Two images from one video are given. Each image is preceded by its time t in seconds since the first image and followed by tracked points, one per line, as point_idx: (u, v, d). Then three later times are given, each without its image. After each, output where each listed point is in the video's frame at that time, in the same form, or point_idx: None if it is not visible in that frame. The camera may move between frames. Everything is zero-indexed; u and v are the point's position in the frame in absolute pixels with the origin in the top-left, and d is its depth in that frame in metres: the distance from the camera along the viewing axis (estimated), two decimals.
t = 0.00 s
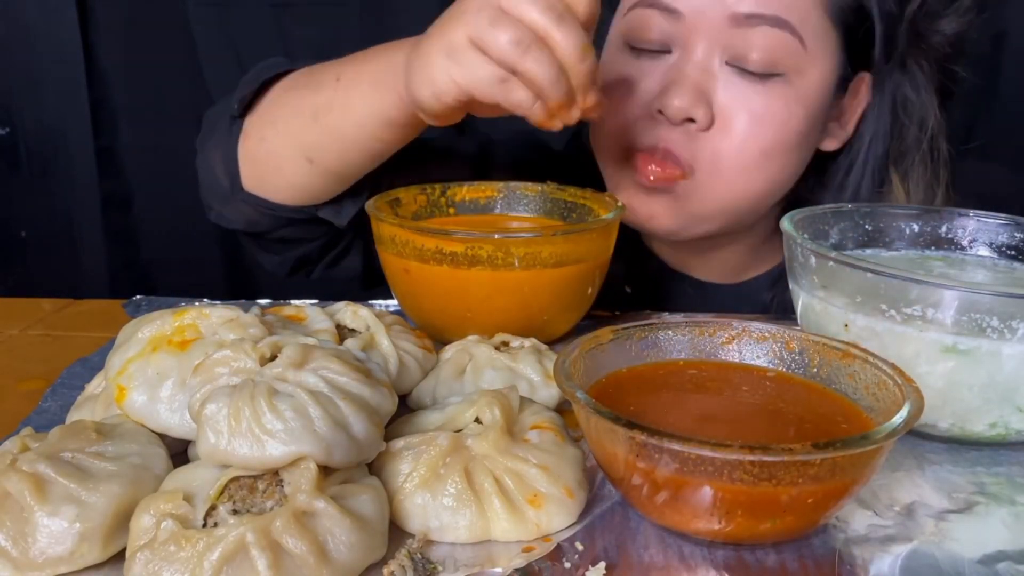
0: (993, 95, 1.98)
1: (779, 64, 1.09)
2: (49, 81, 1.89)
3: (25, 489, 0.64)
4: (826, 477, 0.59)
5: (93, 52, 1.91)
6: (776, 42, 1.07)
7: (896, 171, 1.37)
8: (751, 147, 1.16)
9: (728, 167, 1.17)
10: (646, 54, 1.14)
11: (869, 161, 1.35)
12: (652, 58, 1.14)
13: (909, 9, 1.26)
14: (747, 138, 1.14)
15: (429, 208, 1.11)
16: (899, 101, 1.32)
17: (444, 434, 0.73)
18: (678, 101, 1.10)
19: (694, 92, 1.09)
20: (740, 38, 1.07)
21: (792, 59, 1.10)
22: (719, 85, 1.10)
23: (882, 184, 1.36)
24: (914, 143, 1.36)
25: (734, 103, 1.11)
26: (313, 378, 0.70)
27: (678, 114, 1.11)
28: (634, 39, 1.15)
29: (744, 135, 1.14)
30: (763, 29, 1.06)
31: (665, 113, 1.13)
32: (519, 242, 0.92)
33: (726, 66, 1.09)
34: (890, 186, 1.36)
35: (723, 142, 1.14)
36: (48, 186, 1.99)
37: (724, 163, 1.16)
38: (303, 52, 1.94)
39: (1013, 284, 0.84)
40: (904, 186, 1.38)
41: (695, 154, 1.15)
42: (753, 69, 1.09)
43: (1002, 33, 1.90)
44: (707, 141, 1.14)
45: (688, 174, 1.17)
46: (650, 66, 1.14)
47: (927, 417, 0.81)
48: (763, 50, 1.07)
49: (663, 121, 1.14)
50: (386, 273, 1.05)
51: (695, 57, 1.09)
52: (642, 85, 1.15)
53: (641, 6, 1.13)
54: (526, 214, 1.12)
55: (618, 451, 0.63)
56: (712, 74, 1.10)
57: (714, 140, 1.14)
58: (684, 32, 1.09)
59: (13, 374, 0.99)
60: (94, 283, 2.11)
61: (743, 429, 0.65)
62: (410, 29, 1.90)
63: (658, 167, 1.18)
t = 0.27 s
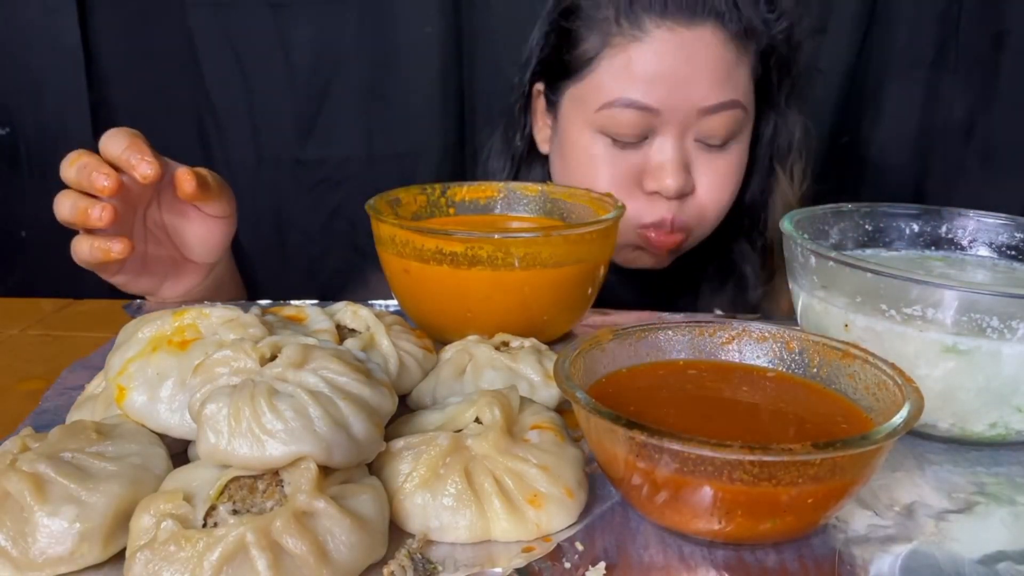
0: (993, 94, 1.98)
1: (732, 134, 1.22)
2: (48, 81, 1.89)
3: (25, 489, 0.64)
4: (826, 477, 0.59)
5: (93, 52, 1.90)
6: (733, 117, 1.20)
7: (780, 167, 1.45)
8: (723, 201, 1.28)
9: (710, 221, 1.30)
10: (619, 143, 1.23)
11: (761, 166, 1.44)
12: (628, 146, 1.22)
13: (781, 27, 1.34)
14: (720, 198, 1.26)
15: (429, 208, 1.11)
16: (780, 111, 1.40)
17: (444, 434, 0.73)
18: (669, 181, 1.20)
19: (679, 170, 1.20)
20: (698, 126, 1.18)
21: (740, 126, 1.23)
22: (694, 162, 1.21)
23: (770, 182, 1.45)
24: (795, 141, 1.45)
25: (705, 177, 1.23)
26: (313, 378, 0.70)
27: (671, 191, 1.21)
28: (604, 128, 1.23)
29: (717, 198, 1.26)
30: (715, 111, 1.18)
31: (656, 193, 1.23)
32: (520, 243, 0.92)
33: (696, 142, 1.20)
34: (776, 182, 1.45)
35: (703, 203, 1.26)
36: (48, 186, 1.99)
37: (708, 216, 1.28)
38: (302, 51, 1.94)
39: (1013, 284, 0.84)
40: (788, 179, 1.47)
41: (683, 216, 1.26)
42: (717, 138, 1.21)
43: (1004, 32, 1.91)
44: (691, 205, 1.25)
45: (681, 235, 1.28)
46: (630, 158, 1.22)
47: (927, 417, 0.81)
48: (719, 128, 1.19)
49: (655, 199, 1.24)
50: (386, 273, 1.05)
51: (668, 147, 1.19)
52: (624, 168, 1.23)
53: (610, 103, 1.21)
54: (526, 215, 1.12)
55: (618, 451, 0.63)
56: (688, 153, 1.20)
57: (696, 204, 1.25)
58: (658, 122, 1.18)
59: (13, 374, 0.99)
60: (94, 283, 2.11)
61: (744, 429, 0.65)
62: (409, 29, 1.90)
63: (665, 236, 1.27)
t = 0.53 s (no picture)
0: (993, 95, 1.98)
1: (725, 44, 1.17)
2: (48, 81, 1.89)
3: (25, 489, 0.64)
4: (826, 476, 0.59)
5: (93, 52, 1.90)
6: (721, 28, 1.16)
7: (808, 149, 1.45)
8: (729, 135, 1.19)
9: (718, 162, 1.20)
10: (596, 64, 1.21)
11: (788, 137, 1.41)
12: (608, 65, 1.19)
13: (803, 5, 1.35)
14: (721, 129, 1.18)
15: (429, 208, 1.11)
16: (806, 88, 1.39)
17: (444, 434, 0.73)
18: (652, 96, 1.13)
19: (663, 84, 1.13)
20: (685, 30, 1.14)
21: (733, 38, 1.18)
22: (682, 78, 1.15)
23: (798, 165, 1.43)
24: (818, 125, 1.46)
25: (698, 101, 1.16)
26: (314, 378, 0.70)
27: (657, 106, 1.13)
28: (586, 53, 1.21)
29: (716, 128, 1.17)
30: (699, 17, 1.14)
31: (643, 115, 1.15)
32: (519, 242, 0.92)
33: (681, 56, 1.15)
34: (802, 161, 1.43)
35: (701, 134, 1.17)
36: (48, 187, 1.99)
37: (711, 152, 1.19)
38: (302, 52, 1.94)
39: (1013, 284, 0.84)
40: (813, 162, 1.46)
41: (683, 149, 1.17)
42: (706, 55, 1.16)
43: (1004, 33, 1.90)
44: (687, 133, 1.17)
45: (682, 170, 1.18)
46: (613, 80, 1.18)
47: (926, 417, 0.81)
48: (706, 33, 1.14)
49: (640, 123, 1.16)
50: (387, 273, 1.05)
51: (652, 50, 1.15)
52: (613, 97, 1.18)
53: (588, 19, 1.20)
54: (526, 215, 1.12)
55: (618, 451, 0.63)
56: (671, 66, 1.15)
57: (694, 130, 1.17)
58: (632, 31, 1.15)
59: (13, 374, 0.99)
60: (94, 283, 2.11)
61: (743, 429, 0.65)
62: (409, 29, 1.90)
63: (659, 177, 1.18)
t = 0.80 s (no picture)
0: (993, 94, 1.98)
1: (748, 87, 1.15)
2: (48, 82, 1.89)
3: (26, 489, 0.64)
4: (826, 477, 0.59)
5: (92, 52, 1.90)
6: (744, 70, 1.14)
7: (840, 162, 1.41)
8: (729, 173, 1.19)
9: (710, 203, 1.22)
10: (616, 95, 1.21)
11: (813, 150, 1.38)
12: (625, 99, 1.20)
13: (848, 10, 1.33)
14: (728, 164, 1.18)
15: (429, 208, 1.11)
16: (843, 97, 1.36)
17: (444, 434, 0.73)
18: (661, 138, 1.14)
19: (674, 126, 1.14)
20: (709, 72, 1.12)
21: (759, 82, 1.16)
22: (694, 118, 1.14)
23: (828, 176, 1.40)
24: (857, 137, 1.41)
25: (710, 144, 1.15)
26: (314, 378, 0.70)
27: (662, 150, 1.15)
28: (609, 78, 1.21)
29: (723, 165, 1.18)
30: (725, 59, 1.12)
31: (649, 153, 1.17)
32: (520, 242, 0.92)
33: (699, 99, 1.14)
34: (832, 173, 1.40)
35: (703, 173, 1.18)
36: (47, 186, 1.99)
37: (710, 191, 1.20)
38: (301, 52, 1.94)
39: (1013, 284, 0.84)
40: (848, 178, 1.42)
41: (675, 188, 1.19)
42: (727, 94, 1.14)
43: (1004, 34, 1.90)
44: (688, 172, 1.18)
45: (673, 206, 1.22)
46: (627, 114, 1.19)
47: (927, 417, 0.81)
48: (730, 76, 1.13)
49: (648, 161, 1.19)
50: (387, 273, 1.05)
51: (671, 94, 1.14)
52: (617, 128, 1.21)
53: (610, 47, 1.19)
54: (526, 214, 1.12)
55: (617, 451, 0.63)
56: (689, 108, 1.14)
57: (696, 172, 1.18)
58: (653, 72, 1.14)
59: (13, 374, 0.99)
60: (94, 283, 2.11)
61: (742, 429, 0.65)
62: (409, 29, 1.90)
63: (650, 207, 1.22)
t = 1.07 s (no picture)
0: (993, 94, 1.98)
1: (709, 77, 1.15)
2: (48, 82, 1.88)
3: (25, 490, 0.64)
4: (826, 477, 0.59)
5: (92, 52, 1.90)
6: (703, 58, 1.14)
7: (810, 157, 1.44)
8: (696, 152, 1.18)
9: (680, 176, 1.20)
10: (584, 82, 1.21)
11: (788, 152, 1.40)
12: (592, 85, 1.20)
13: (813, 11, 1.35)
14: (694, 143, 1.17)
15: (429, 208, 1.11)
16: (811, 94, 1.39)
17: (444, 434, 0.73)
18: (622, 118, 1.15)
19: (637, 109, 1.14)
20: (667, 60, 1.13)
21: (721, 70, 1.16)
22: (656, 100, 1.14)
23: (798, 172, 1.43)
24: (824, 133, 1.44)
25: (671, 111, 1.14)
26: (314, 378, 0.70)
27: (626, 131, 1.15)
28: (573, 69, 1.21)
29: (690, 145, 1.17)
30: (685, 46, 1.13)
31: (613, 136, 1.18)
32: (520, 242, 0.92)
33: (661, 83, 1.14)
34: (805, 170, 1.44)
35: (669, 152, 1.17)
36: (48, 187, 1.99)
37: (677, 170, 1.19)
38: (301, 52, 1.94)
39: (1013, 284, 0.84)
40: (816, 171, 1.46)
41: (642, 166, 1.19)
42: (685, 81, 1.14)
43: (1004, 32, 1.91)
44: (654, 150, 1.17)
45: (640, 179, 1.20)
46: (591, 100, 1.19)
47: (927, 417, 0.81)
48: (689, 66, 1.13)
49: (613, 140, 1.18)
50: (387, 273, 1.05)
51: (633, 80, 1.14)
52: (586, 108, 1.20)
53: (576, 38, 1.20)
54: (526, 214, 1.12)
55: (618, 451, 0.63)
56: (649, 93, 1.14)
57: (660, 150, 1.17)
58: (616, 57, 1.15)
59: (13, 374, 0.99)
60: (95, 284, 2.11)
61: (742, 429, 0.65)
62: (409, 29, 1.90)
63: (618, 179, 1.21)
